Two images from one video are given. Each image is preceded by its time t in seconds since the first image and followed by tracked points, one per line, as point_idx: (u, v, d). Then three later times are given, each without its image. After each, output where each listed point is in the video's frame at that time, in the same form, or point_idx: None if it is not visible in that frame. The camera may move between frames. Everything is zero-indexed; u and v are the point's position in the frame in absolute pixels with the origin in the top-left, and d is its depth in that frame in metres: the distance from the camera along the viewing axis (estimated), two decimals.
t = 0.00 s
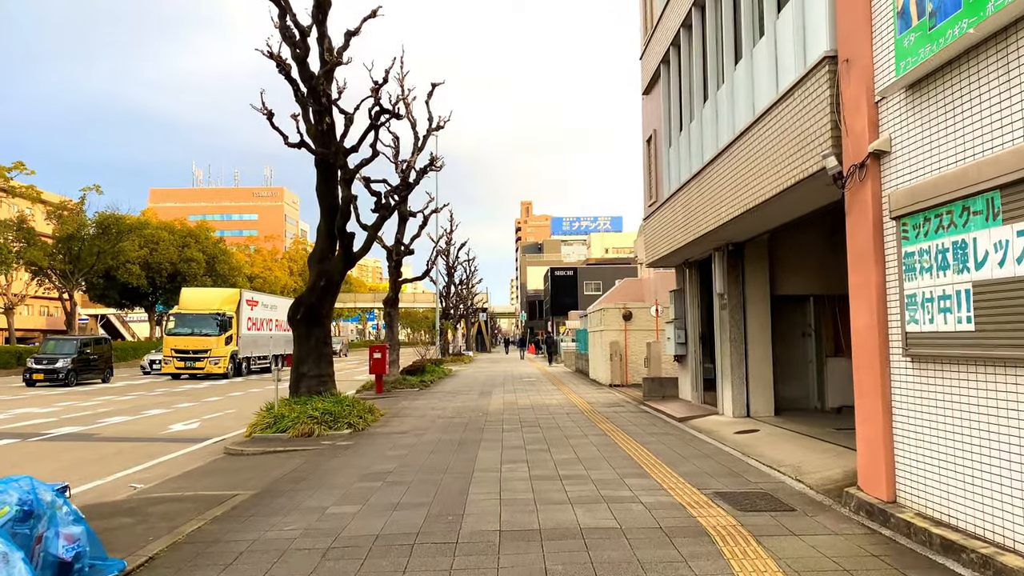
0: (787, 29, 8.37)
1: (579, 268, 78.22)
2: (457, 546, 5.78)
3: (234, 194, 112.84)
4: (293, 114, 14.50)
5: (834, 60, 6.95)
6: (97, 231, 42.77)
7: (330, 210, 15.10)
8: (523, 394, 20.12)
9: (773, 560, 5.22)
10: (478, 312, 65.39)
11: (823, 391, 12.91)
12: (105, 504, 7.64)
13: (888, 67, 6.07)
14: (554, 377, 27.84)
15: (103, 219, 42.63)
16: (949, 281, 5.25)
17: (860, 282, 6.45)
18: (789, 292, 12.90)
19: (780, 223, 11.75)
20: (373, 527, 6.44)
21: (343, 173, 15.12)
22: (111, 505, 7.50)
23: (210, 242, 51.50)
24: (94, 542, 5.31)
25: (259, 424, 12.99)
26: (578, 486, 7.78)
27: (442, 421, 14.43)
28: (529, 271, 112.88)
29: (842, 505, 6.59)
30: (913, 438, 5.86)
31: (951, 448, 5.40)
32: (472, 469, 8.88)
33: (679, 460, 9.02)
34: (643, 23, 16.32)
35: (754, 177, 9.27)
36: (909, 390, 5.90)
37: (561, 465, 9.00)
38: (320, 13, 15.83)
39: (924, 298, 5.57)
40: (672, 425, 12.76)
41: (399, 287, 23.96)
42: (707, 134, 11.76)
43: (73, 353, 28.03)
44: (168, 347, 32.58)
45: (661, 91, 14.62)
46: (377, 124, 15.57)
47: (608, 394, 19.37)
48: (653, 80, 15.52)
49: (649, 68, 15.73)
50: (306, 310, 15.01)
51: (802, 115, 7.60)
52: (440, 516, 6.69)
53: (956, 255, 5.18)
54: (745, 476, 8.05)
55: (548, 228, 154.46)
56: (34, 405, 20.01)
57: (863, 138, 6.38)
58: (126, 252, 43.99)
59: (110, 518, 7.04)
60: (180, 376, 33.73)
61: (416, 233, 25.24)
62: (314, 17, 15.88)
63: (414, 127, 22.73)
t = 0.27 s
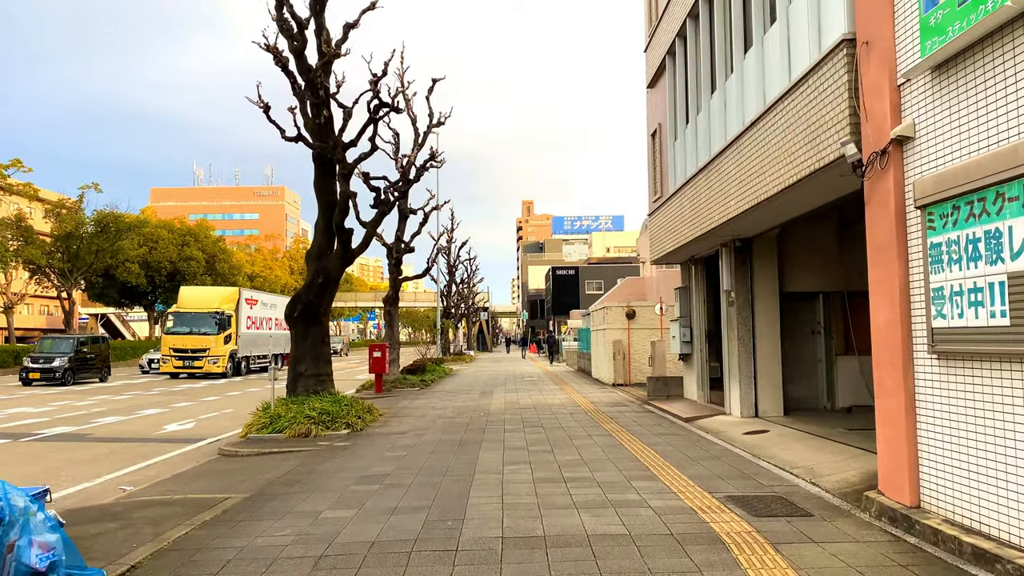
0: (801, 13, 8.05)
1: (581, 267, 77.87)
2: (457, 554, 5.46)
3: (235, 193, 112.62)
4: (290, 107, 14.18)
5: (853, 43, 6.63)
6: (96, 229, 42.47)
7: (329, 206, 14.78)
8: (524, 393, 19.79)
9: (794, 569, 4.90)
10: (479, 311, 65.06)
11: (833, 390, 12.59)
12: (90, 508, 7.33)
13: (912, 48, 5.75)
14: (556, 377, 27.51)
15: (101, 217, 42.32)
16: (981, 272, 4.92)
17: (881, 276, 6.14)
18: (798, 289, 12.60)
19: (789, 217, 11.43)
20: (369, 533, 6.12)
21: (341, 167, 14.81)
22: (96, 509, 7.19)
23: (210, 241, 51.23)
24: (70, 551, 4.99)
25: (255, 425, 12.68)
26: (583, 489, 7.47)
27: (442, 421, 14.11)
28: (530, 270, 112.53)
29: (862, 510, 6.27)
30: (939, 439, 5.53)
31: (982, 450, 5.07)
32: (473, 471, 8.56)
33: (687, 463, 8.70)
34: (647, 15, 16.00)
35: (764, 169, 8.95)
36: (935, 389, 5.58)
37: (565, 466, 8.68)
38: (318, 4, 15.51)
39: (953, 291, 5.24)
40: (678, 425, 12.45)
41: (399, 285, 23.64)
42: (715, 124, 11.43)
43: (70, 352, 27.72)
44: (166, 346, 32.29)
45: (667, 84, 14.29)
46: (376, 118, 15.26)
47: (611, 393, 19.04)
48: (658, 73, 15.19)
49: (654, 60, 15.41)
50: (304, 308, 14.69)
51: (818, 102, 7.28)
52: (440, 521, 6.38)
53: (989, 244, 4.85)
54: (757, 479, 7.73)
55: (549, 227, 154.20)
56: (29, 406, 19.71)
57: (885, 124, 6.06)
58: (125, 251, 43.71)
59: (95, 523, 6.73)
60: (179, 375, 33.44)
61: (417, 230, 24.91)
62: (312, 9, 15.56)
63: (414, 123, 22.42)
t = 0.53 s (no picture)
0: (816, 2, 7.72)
1: (582, 267, 77.54)
2: (456, 573, 5.14)
3: (235, 193, 112.37)
4: (288, 104, 13.85)
5: (873, 32, 6.30)
6: (95, 229, 42.18)
7: (326, 204, 14.46)
8: (527, 396, 19.47)
9: None
10: (480, 312, 64.74)
11: (843, 394, 12.27)
12: (74, 520, 7.01)
13: (940, 35, 5.42)
14: (558, 378, 27.18)
15: (100, 217, 42.01)
16: (1017, 273, 4.60)
17: (906, 276, 5.82)
18: (808, 290, 12.28)
19: (800, 217, 11.10)
20: (365, 548, 5.81)
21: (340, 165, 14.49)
22: (80, 522, 6.88)
23: (209, 240, 50.91)
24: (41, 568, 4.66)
25: (251, 429, 12.37)
26: (590, 499, 7.15)
27: (443, 425, 13.80)
28: (531, 270, 112.21)
29: (884, 524, 5.95)
30: (969, 451, 5.21)
31: (1017, 463, 4.74)
32: (474, 480, 8.24)
33: (696, 471, 8.38)
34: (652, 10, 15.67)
35: (776, 165, 8.63)
36: (964, 397, 5.25)
37: (569, 475, 8.36)
38: None
39: (985, 293, 4.91)
40: (685, 429, 12.13)
41: (399, 286, 23.31)
42: (723, 120, 11.10)
43: (67, 354, 27.42)
44: (165, 347, 31.99)
45: (672, 79, 13.96)
46: (375, 115, 14.94)
47: (614, 396, 18.72)
48: (664, 69, 14.86)
49: (659, 56, 15.08)
50: (301, 309, 14.37)
51: (835, 94, 6.95)
52: (439, 535, 6.06)
53: None
54: (771, 489, 7.41)
55: (551, 227, 153.93)
56: (23, 408, 19.39)
57: (909, 116, 5.73)
58: (124, 251, 43.40)
59: (77, 536, 6.41)
60: (177, 376, 33.15)
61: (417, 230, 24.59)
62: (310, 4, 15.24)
63: (414, 121, 22.10)
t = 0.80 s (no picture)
0: None
1: (583, 267, 77.23)
2: None
3: (236, 192, 112.12)
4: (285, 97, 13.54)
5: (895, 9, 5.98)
6: (93, 227, 41.89)
7: (323, 199, 14.16)
8: (528, 395, 19.16)
9: None
10: (481, 311, 64.43)
11: (854, 393, 11.95)
12: (56, 524, 6.70)
13: (969, 12, 5.09)
14: (560, 378, 26.86)
15: (98, 215, 41.73)
16: None
17: (930, 267, 5.51)
18: (818, 286, 11.96)
19: (810, 210, 10.78)
20: (358, 554, 5.50)
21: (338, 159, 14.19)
22: (61, 526, 6.57)
23: (209, 239, 50.62)
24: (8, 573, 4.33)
25: (246, 429, 12.07)
26: (595, 502, 6.84)
27: (443, 424, 13.50)
28: (532, 269, 111.89)
29: (907, 529, 5.63)
30: (999, 452, 4.89)
31: None
32: (475, 482, 7.93)
33: (705, 473, 8.07)
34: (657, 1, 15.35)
35: (788, 155, 8.32)
36: (995, 395, 4.93)
37: (574, 476, 8.04)
38: None
39: (1019, 284, 4.59)
40: (691, 429, 11.81)
41: (400, 283, 22.98)
42: (732, 110, 10.78)
43: (63, 352, 27.12)
44: (163, 346, 31.69)
45: (678, 71, 13.64)
46: (374, 108, 14.63)
47: (617, 395, 18.39)
48: (669, 60, 14.54)
49: (664, 47, 14.77)
50: (298, 306, 14.05)
51: (852, 77, 6.63)
52: (437, 541, 5.75)
53: None
54: (785, 492, 7.09)
55: (552, 226, 153.66)
56: (16, 407, 19.09)
57: (935, 98, 5.41)
58: (122, 249, 43.10)
59: (58, 541, 6.10)
60: (175, 376, 32.84)
61: (417, 227, 24.27)
62: None
63: (415, 116, 21.78)
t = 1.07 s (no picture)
0: None
1: (585, 266, 76.88)
2: None
3: (237, 192, 111.84)
4: (281, 93, 13.20)
5: None
6: (92, 227, 41.58)
7: (321, 197, 13.84)
8: (530, 397, 18.82)
9: None
10: (482, 311, 64.11)
11: (865, 397, 11.62)
12: (35, 538, 6.37)
13: None
14: (562, 379, 26.52)
15: (97, 215, 41.44)
16: None
17: (961, 268, 5.17)
18: (829, 287, 11.63)
19: (821, 209, 10.45)
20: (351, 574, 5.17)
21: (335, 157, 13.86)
22: (40, 540, 6.24)
23: (208, 239, 50.31)
24: None
25: (240, 434, 11.74)
26: (602, 515, 6.51)
27: (443, 428, 13.17)
28: (534, 269, 111.56)
29: (934, 547, 5.29)
30: None
31: None
32: (475, 492, 7.59)
33: (716, 482, 7.73)
34: None
35: (802, 151, 7.99)
36: None
37: (579, 486, 7.70)
38: None
39: None
40: (698, 434, 11.49)
41: (399, 284, 22.65)
42: (741, 106, 10.45)
43: (60, 354, 26.80)
44: (161, 347, 31.37)
45: (684, 66, 13.30)
46: (372, 105, 14.30)
47: (621, 398, 18.06)
48: (675, 56, 14.21)
49: (669, 43, 14.43)
50: (295, 307, 13.73)
51: (873, 67, 6.31)
52: (435, 558, 5.42)
53: None
54: (801, 504, 6.76)
55: (553, 226, 153.34)
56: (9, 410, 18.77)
57: (965, 89, 5.08)
58: (121, 249, 42.78)
59: (34, 557, 5.77)
60: (174, 377, 32.53)
61: (418, 226, 23.94)
62: None
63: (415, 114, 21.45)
